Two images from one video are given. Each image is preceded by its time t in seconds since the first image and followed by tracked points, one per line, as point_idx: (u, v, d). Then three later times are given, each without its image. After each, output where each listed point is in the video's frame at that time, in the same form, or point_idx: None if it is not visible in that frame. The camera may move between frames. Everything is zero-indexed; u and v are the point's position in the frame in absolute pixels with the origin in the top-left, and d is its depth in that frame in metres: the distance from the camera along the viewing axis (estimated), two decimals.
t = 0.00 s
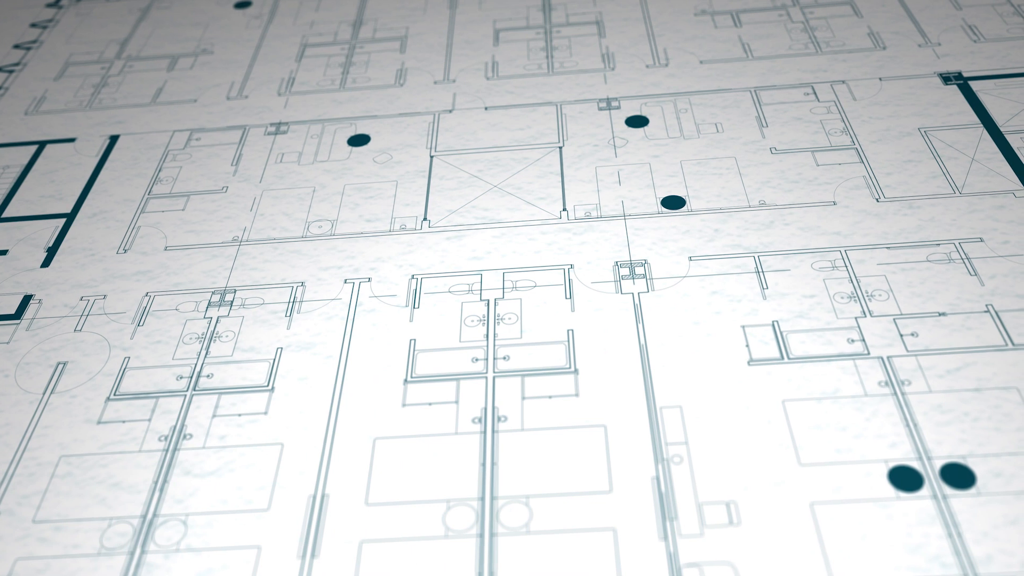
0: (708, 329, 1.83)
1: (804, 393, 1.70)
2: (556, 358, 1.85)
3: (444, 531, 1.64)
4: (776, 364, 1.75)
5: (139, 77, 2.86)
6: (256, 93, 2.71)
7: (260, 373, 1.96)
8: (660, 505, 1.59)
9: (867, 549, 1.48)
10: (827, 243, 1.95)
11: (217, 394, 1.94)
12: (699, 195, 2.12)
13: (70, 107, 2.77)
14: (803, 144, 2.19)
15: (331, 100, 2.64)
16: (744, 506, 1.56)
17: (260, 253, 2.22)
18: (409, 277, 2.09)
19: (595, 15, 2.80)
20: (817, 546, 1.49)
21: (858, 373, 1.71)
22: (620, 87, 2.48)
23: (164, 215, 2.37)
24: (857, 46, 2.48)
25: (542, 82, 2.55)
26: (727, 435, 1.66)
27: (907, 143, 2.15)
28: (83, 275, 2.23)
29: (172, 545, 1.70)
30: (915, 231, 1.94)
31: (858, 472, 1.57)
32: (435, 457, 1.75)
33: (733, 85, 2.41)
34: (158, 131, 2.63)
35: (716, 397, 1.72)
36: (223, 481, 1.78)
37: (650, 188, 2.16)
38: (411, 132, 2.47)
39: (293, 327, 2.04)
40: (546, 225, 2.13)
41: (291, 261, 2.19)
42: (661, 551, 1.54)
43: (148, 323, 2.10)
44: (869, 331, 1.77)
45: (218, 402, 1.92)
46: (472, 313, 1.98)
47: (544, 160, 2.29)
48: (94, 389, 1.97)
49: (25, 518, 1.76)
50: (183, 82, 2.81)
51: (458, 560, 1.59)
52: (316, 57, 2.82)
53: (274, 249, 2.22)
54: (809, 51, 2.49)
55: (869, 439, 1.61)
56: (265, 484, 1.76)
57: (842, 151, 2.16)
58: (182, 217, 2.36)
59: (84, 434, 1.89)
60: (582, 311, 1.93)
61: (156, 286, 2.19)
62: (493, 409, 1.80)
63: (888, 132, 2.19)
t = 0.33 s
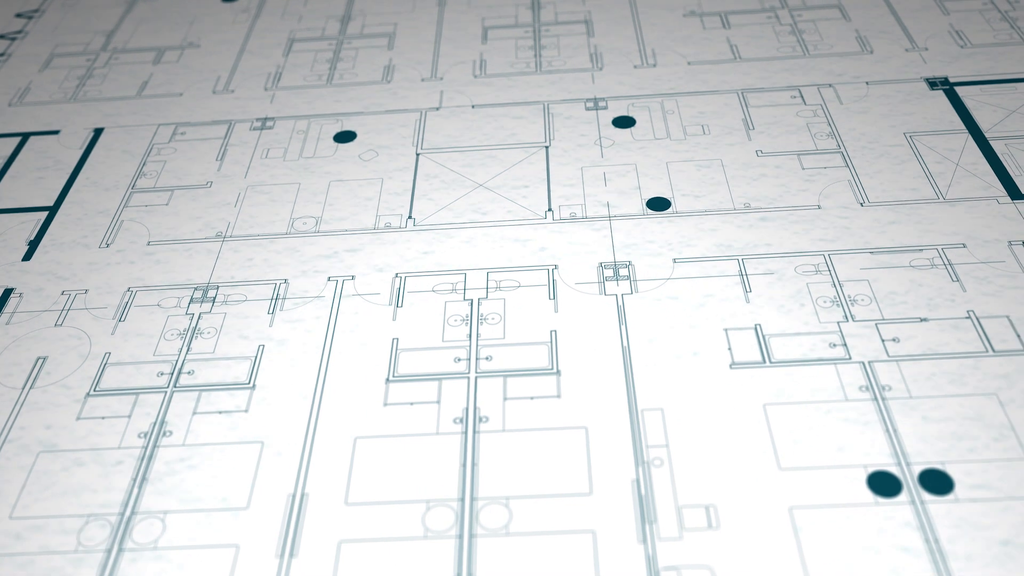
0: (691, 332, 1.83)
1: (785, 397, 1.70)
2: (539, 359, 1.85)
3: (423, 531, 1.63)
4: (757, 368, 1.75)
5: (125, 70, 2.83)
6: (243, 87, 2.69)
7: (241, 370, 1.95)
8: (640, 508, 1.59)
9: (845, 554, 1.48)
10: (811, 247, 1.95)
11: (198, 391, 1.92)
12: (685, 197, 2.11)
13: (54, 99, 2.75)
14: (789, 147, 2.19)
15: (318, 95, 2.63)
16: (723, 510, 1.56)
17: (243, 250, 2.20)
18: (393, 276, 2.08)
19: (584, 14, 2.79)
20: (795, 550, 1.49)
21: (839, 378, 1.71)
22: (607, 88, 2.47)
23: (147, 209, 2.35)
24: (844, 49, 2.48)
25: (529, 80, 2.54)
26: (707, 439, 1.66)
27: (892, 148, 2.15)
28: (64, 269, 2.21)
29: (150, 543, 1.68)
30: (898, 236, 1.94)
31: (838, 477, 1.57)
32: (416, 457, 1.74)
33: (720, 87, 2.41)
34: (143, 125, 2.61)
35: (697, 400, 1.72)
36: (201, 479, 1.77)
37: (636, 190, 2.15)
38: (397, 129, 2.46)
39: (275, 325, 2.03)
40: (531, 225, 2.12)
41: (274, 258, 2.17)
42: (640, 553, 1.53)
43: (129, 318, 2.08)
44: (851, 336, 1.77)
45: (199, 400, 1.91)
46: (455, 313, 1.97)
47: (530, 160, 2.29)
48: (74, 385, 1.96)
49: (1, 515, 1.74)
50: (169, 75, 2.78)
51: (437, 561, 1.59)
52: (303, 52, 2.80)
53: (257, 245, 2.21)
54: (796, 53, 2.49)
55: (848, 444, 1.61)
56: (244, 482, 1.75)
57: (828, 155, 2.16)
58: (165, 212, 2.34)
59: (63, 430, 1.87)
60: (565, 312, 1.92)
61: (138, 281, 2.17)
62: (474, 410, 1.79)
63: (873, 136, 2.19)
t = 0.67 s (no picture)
0: (674, 334, 1.83)
1: (766, 401, 1.70)
2: (521, 360, 1.84)
3: (402, 531, 1.63)
4: (739, 371, 1.75)
5: (110, 62, 2.81)
6: (229, 81, 2.67)
7: (222, 367, 1.94)
8: (620, 510, 1.59)
9: (823, 559, 1.48)
10: (794, 250, 1.95)
11: (179, 388, 1.91)
12: (670, 199, 2.11)
13: (38, 90, 2.72)
14: (775, 150, 2.19)
15: (304, 91, 2.61)
16: (702, 513, 1.56)
17: (226, 246, 2.19)
18: (377, 274, 2.07)
19: (573, 12, 2.78)
20: (773, 554, 1.49)
21: (820, 382, 1.71)
22: (595, 87, 2.46)
23: (131, 203, 2.33)
24: (832, 52, 2.48)
25: (517, 79, 2.53)
26: (687, 442, 1.66)
27: (878, 152, 2.15)
28: (45, 263, 2.19)
29: (128, 540, 1.67)
30: (882, 240, 1.94)
31: (818, 481, 1.57)
32: (396, 457, 1.73)
33: (708, 88, 2.40)
34: (128, 118, 2.59)
35: (679, 402, 1.72)
36: (181, 476, 1.76)
37: (621, 190, 2.15)
38: (383, 126, 2.44)
39: (257, 321, 2.02)
40: (516, 225, 2.11)
41: (258, 254, 2.16)
42: (618, 556, 1.53)
43: (111, 313, 2.07)
44: (833, 340, 1.77)
45: (179, 396, 1.89)
46: (439, 312, 1.96)
47: (516, 159, 2.28)
48: (53, 380, 1.94)
49: None
50: (155, 68, 2.76)
51: (416, 562, 1.58)
52: (290, 47, 2.78)
53: (241, 241, 2.19)
54: (784, 56, 2.49)
55: (828, 448, 1.61)
56: (223, 480, 1.74)
57: (813, 158, 2.16)
58: (149, 206, 2.32)
59: (41, 426, 1.86)
60: (548, 312, 1.91)
61: (120, 276, 2.15)
62: (456, 410, 1.79)
63: (859, 140, 2.19)
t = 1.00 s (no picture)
0: (657, 336, 1.83)
1: (747, 404, 1.70)
2: (504, 360, 1.84)
3: (381, 532, 1.62)
4: (721, 374, 1.75)
5: (95, 54, 2.78)
6: (215, 75, 2.65)
7: (203, 363, 1.92)
8: (599, 512, 1.59)
9: (801, 563, 1.48)
10: (779, 253, 1.95)
11: (159, 384, 1.89)
12: (655, 200, 2.10)
13: (22, 81, 2.69)
14: (761, 152, 2.19)
15: (290, 86, 2.59)
16: (681, 516, 1.56)
17: (209, 241, 2.17)
18: (360, 271, 2.05)
19: (562, 11, 2.77)
20: (751, 558, 1.49)
21: (801, 386, 1.71)
22: (583, 86, 2.45)
23: (114, 197, 2.31)
24: (820, 55, 2.48)
25: (504, 77, 2.52)
26: (668, 444, 1.65)
27: (863, 155, 2.15)
28: (26, 256, 2.17)
29: (105, 537, 1.66)
30: (865, 244, 1.94)
31: (797, 485, 1.57)
32: (377, 456, 1.72)
33: (695, 89, 2.40)
34: (112, 111, 2.57)
35: (660, 404, 1.71)
36: (159, 473, 1.74)
37: (607, 191, 2.14)
38: (370, 122, 2.43)
39: (239, 318, 2.00)
40: (501, 224, 2.10)
41: (241, 250, 2.14)
42: (597, 558, 1.53)
43: (92, 307, 2.05)
44: (815, 344, 1.77)
45: (159, 393, 1.88)
46: (422, 310, 1.95)
47: (502, 158, 2.27)
48: (33, 375, 1.92)
49: None
50: (140, 60, 2.74)
51: (395, 562, 1.58)
52: (278, 41, 2.77)
53: (224, 237, 2.18)
54: (772, 58, 2.49)
55: (809, 453, 1.61)
56: (203, 478, 1.73)
57: (799, 161, 2.15)
58: (132, 200, 2.30)
59: (19, 421, 1.84)
60: (532, 312, 1.91)
61: (102, 270, 2.13)
62: (437, 410, 1.78)
63: (845, 143, 2.19)
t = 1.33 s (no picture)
0: (640, 337, 1.82)
1: (729, 406, 1.69)
2: (486, 359, 1.83)
3: (360, 531, 1.61)
4: (703, 376, 1.75)
5: (80, 45, 2.76)
6: (201, 69, 2.63)
7: (184, 360, 1.91)
8: (579, 514, 1.58)
9: (780, 567, 1.48)
10: (763, 255, 1.95)
11: (139, 380, 1.88)
12: (641, 200, 2.10)
13: (6, 72, 2.67)
14: (747, 154, 2.18)
15: (277, 80, 2.58)
16: (660, 518, 1.56)
17: (192, 236, 2.16)
18: (344, 269, 2.04)
19: (551, 8, 2.76)
20: (730, 561, 1.49)
21: (782, 389, 1.71)
22: (570, 85, 2.45)
23: (97, 190, 2.29)
24: (807, 57, 2.48)
25: (491, 74, 2.51)
26: (649, 447, 1.65)
27: (849, 159, 2.15)
28: (7, 249, 2.15)
29: (83, 534, 1.64)
30: (849, 248, 1.94)
31: (777, 489, 1.57)
32: (357, 455, 1.72)
33: (682, 90, 2.39)
34: (97, 103, 2.54)
35: (642, 406, 1.71)
36: (138, 470, 1.73)
37: (592, 191, 2.14)
38: (356, 118, 2.42)
39: (221, 314, 1.99)
40: (485, 223, 2.10)
41: (224, 246, 2.13)
42: (576, 560, 1.53)
43: (72, 302, 2.03)
44: (798, 347, 1.77)
45: (139, 388, 1.86)
46: (405, 309, 1.94)
47: (488, 156, 2.26)
48: (11, 369, 1.90)
49: None
50: (126, 53, 2.71)
51: (373, 562, 1.57)
52: (265, 35, 2.75)
53: (207, 232, 2.16)
54: (760, 59, 2.48)
55: (789, 456, 1.61)
56: (182, 475, 1.71)
57: (785, 163, 2.15)
58: (115, 194, 2.28)
59: None
60: (515, 312, 1.90)
61: (83, 264, 2.11)
62: (419, 409, 1.77)
63: (831, 146, 2.19)
